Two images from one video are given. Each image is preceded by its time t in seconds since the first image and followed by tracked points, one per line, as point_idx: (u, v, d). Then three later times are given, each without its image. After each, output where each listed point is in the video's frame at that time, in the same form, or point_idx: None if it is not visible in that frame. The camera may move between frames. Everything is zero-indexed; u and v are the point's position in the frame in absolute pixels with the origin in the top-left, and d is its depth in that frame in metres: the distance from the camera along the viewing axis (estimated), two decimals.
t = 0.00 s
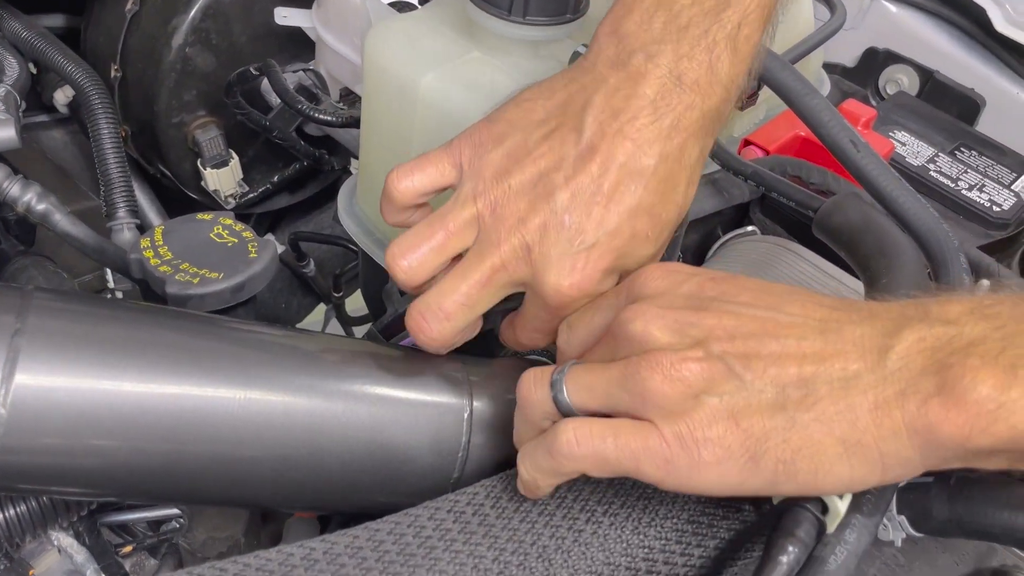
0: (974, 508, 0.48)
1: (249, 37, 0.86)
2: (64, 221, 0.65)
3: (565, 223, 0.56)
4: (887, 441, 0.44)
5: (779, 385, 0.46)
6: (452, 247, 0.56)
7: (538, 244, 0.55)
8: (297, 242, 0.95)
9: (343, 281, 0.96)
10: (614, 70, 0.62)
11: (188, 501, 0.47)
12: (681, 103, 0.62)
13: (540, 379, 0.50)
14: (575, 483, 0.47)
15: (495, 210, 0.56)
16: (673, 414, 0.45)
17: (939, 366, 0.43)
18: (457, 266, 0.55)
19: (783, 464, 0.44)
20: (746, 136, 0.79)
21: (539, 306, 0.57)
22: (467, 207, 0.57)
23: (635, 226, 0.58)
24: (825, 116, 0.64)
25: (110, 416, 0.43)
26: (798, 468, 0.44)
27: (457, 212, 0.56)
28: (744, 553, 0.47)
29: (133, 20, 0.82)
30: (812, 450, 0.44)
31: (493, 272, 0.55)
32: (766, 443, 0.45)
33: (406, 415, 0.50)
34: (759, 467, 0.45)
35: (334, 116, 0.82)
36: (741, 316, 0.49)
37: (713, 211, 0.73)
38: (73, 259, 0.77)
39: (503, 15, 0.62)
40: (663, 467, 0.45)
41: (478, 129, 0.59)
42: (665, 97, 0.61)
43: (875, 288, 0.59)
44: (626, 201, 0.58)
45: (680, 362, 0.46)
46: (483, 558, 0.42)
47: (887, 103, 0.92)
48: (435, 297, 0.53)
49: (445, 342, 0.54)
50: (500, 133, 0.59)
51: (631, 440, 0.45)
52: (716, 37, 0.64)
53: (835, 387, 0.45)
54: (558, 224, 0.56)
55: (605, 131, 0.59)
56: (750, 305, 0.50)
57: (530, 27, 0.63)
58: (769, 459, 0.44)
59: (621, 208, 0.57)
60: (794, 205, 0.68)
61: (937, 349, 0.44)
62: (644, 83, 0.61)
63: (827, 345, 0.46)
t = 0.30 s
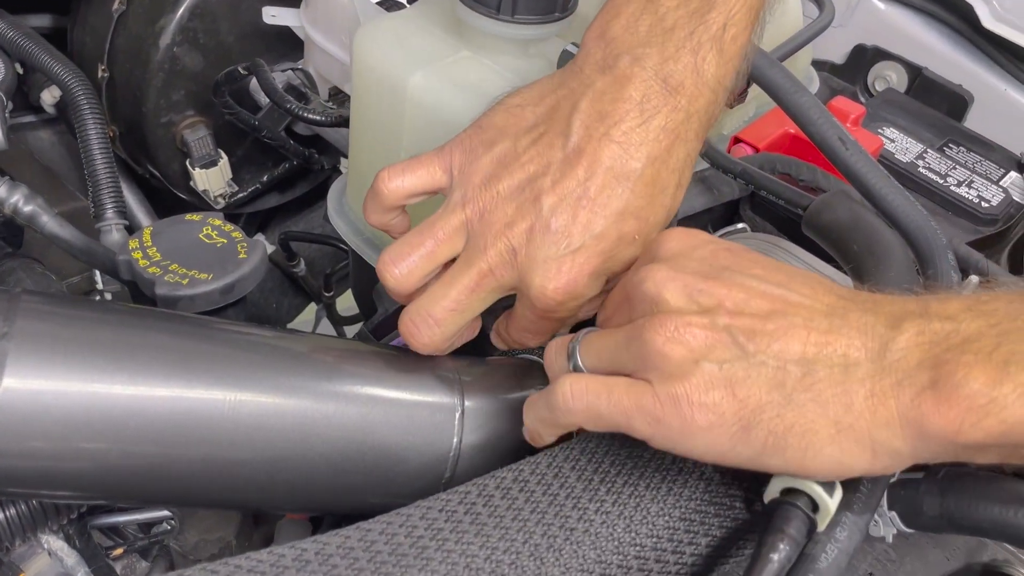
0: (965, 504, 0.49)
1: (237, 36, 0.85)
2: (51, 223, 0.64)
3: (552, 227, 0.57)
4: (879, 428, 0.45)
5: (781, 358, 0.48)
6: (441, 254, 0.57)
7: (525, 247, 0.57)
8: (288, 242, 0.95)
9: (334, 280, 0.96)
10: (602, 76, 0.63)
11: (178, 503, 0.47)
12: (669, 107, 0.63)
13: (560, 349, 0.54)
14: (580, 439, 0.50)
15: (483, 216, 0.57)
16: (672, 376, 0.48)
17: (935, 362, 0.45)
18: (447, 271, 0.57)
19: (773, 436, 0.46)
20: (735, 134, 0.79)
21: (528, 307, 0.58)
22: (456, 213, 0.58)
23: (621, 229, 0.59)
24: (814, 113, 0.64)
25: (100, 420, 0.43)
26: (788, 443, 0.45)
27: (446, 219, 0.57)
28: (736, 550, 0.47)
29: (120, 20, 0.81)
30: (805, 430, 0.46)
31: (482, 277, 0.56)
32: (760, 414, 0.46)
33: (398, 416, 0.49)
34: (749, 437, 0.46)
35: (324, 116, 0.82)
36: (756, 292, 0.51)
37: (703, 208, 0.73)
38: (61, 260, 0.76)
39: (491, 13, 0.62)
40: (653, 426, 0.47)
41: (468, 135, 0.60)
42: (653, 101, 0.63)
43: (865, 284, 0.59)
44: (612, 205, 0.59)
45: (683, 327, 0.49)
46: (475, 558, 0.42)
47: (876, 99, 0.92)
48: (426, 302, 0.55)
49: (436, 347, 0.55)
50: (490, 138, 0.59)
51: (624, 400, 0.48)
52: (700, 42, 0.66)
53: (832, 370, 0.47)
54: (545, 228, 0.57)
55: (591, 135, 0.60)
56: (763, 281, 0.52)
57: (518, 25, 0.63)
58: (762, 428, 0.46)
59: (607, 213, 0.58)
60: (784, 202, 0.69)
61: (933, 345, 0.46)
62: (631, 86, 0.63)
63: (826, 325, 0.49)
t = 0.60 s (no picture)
0: (962, 501, 0.49)
1: (230, 37, 0.85)
2: (44, 226, 0.64)
3: (571, 217, 0.57)
4: (882, 407, 0.45)
5: (784, 347, 0.48)
6: (465, 249, 0.57)
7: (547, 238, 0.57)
8: (281, 243, 0.95)
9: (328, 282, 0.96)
10: (615, 55, 0.63)
11: (174, 507, 0.47)
12: (684, 84, 0.63)
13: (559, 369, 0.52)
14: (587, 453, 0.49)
15: (505, 210, 0.57)
16: (684, 382, 0.47)
17: (931, 336, 0.45)
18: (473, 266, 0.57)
19: (786, 425, 0.46)
20: (730, 133, 0.79)
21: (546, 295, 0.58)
22: (477, 207, 0.58)
23: (637, 214, 0.59)
24: (809, 112, 0.64)
25: (95, 424, 0.42)
26: (800, 432, 0.45)
27: (468, 214, 0.57)
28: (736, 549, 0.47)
29: (112, 21, 0.81)
30: (813, 424, 0.45)
31: (508, 272, 0.57)
32: (771, 406, 0.46)
33: (395, 418, 0.49)
34: (762, 430, 0.46)
35: (317, 116, 0.81)
36: (747, 283, 0.51)
37: (699, 208, 0.73)
38: (54, 262, 0.76)
39: (486, 14, 0.62)
40: (670, 435, 0.46)
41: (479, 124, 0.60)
42: (669, 80, 0.63)
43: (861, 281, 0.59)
44: (628, 191, 0.59)
45: (686, 330, 0.48)
46: (476, 561, 0.42)
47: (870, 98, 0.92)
48: (456, 301, 0.55)
49: (466, 343, 0.56)
50: (503, 129, 0.59)
51: (637, 416, 0.47)
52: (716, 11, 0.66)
53: (835, 355, 0.47)
54: (565, 219, 0.57)
55: (604, 120, 0.60)
56: (755, 271, 0.52)
57: (512, 25, 0.63)
58: (774, 421, 0.46)
59: (624, 200, 0.59)
60: (781, 201, 0.69)
61: (928, 318, 0.47)
62: (646, 64, 0.63)
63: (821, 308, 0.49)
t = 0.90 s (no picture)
0: (953, 499, 0.49)
1: (222, 40, 0.85)
2: (36, 230, 0.64)
3: (533, 231, 0.56)
4: (852, 395, 0.45)
5: (761, 331, 0.48)
6: (430, 269, 0.57)
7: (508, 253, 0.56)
8: (274, 245, 0.94)
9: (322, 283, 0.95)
10: (574, 66, 0.62)
11: (167, 510, 0.47)
12: (644, 93, 0.62)
13: (544, 340, 0.55)
14: (583, 436, 0.50)
15: (466, 225, 0.57)
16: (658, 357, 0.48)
17: (901, 328, 0.46)
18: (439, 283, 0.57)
19: (756, 406, 0.46)
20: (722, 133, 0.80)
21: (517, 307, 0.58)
22: (437, 226, 0.58)
23: (604, 226, 0.58)
24: (800, 113, 0.65)
25: (88, 429, 0.42)
26: (768, 413, 0.46)
27: (430, 233, 0.58)
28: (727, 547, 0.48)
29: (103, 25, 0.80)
30: (805, 426, 0.46)
31: (471, 286, 0.56)
32: (743, 388, 0.47)
33: (387, 420, 0.49)
34: (733, 411, 0.47)
35: (309, 119, 0.81)
36: (731, 266, 0.52)
37: (691, 209, 0.74)
38: (46, 266, 0.75)
39: (477, 16, 0.62)
40: (643, 414, 0.48)
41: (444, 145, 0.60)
42: (626, 89, 0.61)
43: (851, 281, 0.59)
44: (592, 202, 0.58)
45: (666, 305, 0.49)
46: (468, 561, 0.42)
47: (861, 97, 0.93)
48: (420, 318, 0.55)
49: (435, 363, 0.55)
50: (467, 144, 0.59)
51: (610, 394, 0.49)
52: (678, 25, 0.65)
53: (809, 339, 0.48)
54: (525, 231, 0.56)
55: (565, 133, 0.59)
56: (741, 257, 0.53)
57: (502, 28, 0.63)
58: (744, 401, 0.47)
59: (588, 211, 0.57)
60: (772, 202, 0.69)
61: (900, 312, 0.47)
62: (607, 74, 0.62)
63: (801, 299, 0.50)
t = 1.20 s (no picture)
0: (947, 497, 0.49)
1: (215, 42, 0.85)
2: (30, 234, 0.64)
3: (516, 222, 0.56)
4: (856, 400, 0.46)
5: (782, 370, 0.47)
6: (423, 274, 0.58)
7: (493, 247, 0.56)
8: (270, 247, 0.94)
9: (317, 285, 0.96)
10: (546, 49, 0.61)
11: (163, 514, 0.47)
12: (619, 72, 0.60)
13: (538, 377, 0.50)
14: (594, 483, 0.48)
15: (451, 224, 0.57)
16: (685, 416, 0.47)
17: (921, 348, 0.45)
18: (432, 286, 0.57)
19: (786, 452, 0.45)
20: (716, 133, 0.80)
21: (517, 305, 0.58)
22: (425, 231, 0.58)
23: (587, 211, 0.57)
24: (793, 113, 0.65)
25: (82, 432, 0.42)
26: (799, 457, 0.45)
27: (420, 239, 0.58)
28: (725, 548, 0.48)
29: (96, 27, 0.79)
30: (814, 440, 0.45)
31: (463, 285, 0.56)
32: (769, 432, 0.46)
33: (383, 422, 0.49)
34: (761, 459, 0.46)
35: (304, 121, 0.81)
36: (741, 302, 0.50)
37: (685, 209, 0.74)
38: (40, 269, 0.75)
39: (470, 17, 0.62)
40: (674, 469, 0.46)
41: (433, 148, 0.61)
42: (601, 69, 0.60)
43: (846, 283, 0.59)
44: (573, 185, 0.57)
45: (686, 359, 0.48)
46: (465, 563, 0.42)
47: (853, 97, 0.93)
48: (418, 319, 0.55)
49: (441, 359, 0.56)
50: (447, 143, 0.60)
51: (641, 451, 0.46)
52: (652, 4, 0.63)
53: (829, 367, 0.46)
54: (507, 221, 0.56)
55: (539, 120, 0.58)
56: (741, 286, 0.51)
57: (497, 29, 0.64)
58: (773, 446, 0.46)
59: (572, 196, 0.57)
60: (766, 201, 0.69)
61: (916, 330, 0.46)
62: (579, 55, 0.61)
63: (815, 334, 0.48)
